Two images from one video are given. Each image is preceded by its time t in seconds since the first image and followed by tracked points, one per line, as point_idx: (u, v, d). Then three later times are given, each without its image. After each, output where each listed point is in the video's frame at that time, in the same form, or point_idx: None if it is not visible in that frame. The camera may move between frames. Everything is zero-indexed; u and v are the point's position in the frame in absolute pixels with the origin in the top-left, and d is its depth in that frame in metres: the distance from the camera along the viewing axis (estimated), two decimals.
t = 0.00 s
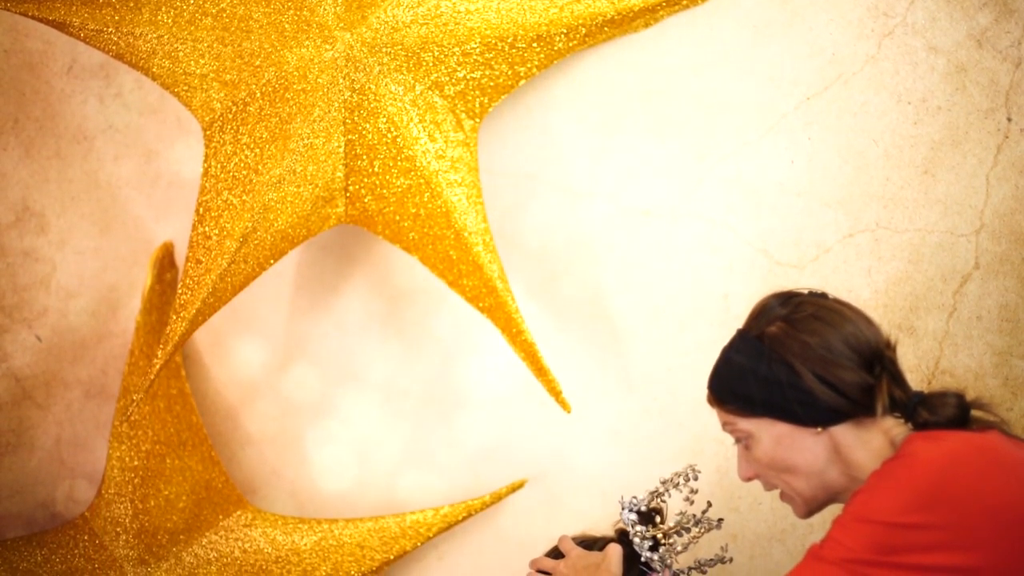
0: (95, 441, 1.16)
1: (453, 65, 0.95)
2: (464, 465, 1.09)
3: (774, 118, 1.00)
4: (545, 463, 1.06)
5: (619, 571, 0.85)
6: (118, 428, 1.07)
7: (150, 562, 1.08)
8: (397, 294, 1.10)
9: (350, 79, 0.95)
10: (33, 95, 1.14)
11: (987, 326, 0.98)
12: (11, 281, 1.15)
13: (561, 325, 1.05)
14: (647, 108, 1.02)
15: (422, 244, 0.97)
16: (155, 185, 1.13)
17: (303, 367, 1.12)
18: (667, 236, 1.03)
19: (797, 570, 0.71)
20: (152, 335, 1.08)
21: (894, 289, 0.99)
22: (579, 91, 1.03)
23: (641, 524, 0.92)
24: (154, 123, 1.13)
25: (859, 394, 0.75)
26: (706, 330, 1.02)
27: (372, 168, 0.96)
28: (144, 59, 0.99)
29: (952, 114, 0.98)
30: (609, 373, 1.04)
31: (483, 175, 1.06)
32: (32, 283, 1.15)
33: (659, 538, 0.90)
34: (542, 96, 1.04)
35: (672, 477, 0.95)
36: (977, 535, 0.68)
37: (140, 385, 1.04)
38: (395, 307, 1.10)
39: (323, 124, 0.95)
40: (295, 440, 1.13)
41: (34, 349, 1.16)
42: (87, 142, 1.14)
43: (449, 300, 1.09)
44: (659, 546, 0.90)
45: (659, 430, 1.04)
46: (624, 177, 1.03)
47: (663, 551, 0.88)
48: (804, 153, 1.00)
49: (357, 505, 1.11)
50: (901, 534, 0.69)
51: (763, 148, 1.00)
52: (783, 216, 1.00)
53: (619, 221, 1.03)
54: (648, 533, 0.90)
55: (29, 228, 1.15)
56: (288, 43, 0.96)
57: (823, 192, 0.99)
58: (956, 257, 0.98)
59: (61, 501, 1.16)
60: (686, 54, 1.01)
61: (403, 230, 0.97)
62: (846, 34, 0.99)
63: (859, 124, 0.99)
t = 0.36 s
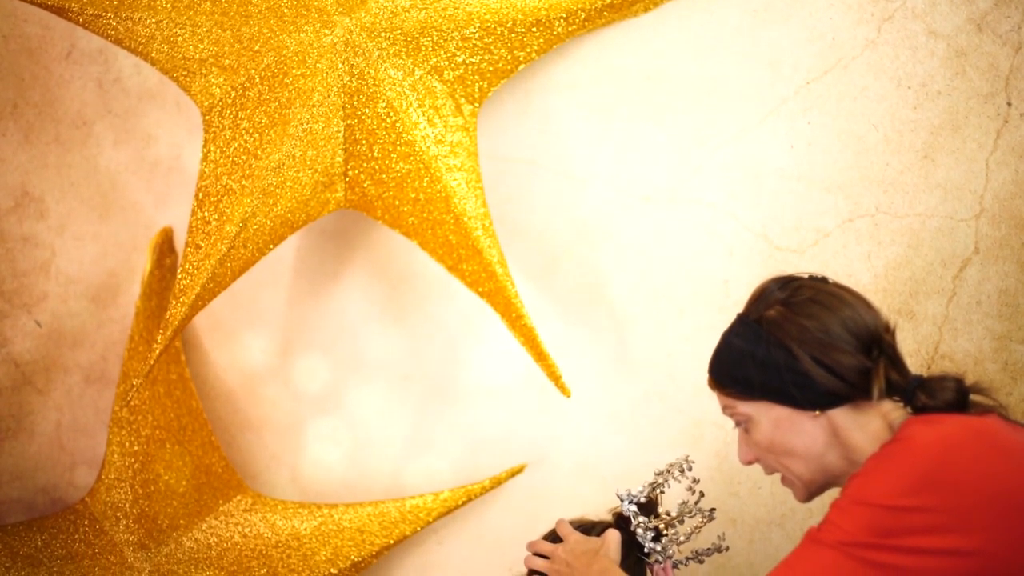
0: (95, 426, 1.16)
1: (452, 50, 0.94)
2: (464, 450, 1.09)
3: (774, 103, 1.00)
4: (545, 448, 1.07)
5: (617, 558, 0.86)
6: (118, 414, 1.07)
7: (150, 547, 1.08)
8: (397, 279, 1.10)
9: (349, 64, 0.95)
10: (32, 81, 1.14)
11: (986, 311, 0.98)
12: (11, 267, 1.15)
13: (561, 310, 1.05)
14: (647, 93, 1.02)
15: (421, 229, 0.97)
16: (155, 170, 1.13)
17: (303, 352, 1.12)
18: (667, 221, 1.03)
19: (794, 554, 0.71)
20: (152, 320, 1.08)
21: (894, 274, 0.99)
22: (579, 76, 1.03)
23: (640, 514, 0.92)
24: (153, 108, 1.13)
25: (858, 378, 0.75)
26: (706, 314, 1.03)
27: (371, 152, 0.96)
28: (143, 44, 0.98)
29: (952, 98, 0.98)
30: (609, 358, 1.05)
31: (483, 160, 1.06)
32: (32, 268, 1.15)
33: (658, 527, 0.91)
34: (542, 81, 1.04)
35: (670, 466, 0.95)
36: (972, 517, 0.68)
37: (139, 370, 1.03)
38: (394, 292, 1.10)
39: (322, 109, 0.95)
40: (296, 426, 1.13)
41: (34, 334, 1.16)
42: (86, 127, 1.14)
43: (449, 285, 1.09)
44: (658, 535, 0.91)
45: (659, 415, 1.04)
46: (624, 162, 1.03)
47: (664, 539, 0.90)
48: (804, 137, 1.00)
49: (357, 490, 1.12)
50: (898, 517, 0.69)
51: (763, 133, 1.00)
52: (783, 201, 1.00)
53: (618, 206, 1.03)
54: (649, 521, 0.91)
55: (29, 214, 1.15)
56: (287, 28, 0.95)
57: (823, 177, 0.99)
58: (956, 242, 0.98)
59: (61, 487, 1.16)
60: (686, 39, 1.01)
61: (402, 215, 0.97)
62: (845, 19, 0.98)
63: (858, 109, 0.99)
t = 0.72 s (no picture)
0: (95, 415, 1.16)
1: (453, 39, 0.94)
2: (464, 439, 1.09)
3: (774, 91, 1.00)
4: (546, 436, 1.07)
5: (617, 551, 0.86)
6: (118, 403, 1.07)
7: (150, 536, 1.08)
8: (398, 267, 1.10)
9: (349, 53, 0.95)
10: (31, 70, 1.14)
11: (986, 300, 0.98)
12: (10, 256, 1.15)
13: (561, 299, 1.05)
14: (647, 81, 1.02)
15: (421, 218, 0.97)
16: (155, 159, 1.14)
17: (304, 341, 1.12)
18: (666, 209, 1.03)
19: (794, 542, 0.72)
20: (153, 310, 1.08)
21: (894, 263, 0.99)
22: (579, 64, 1.03)
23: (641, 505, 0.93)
24: (154, 97, 1.13)
25: (857, 366, 0.75)
26: (706, 303, 1.03)
27: (371, 141, 0.96)
28: (142, 33, 0.98)
29: (952, 87, 0.98)
30: (609, 347, 1.05)
31: (482, 148, 1.06)
32: (32, 257, 1.15)
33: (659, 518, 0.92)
34: (542, 70, 1.04)
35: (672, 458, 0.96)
36: (971, 505, 0.68)
37: (140, 359, 1.03)
38: (395, 280, 1.10)
39: (322, 97, 0.95)
40: (296, 414, 1.13)
41: (34, 323, 1.16)
42: (86, 117, 1.14)
43: (449, 273, 1.09)
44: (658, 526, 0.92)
45: (659, 403, 1.04)
46: (624, 150, 1.03)
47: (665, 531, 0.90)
48: (804, 126, 1.00)
49: (357, 479, 1.12)
50: (896, 505, 0.69)
51: (763, 121, 1.00)
52: (784, 189, 1.00)
53: (618, 194, 1.04)
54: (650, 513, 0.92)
55: (29, 202, 1.15)
56: (286, 17, 0.95)
57: (823, 165, 1.00)
58: (956, 231, 0.98)
59: (61, 476, 1.16)
60: (686, 28, 1.01)
61: (402, 204, 0.97)
62: (845, 7, 0.98)
63: (858, 97, 0.99)
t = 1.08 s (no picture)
0: (95, 395, 1.16)
1: (453, 18, 0.94)
2: (463, 418, 1.10)
3: (774, 71, 1.00)
4: (546, 416, 1.08)
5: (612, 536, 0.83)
6: (118, 383, 1.08)
7: (150, 517, 1.08)
8: (397, 246, 1.10)
9: (349, 32, 0.94)
10: (31, 50, 1.14)
11: (987, 280, 0.98)
12: (10, 236, 1.15)
13: (561, 280, 1.05)
14: (647, 61, 1.02)
15: (421, 197, 0.97)
16: (154, 139, 1.13)
17: (304, 321, 1.13)
18: (666, 189, 1.03)
19: (795, 521, 0.71)
20: (152, 290, 1.08)
21: (895, 243, 0.99)
22: (579, 44, 1.03)
23: (642, 489, 0.92)
24: (153, 76, 1.13)
25: (857, 345, 0.75)
26: (706, 284, 1.03)
27: (371, 121, 0.96)
28: (142, 12, 0.97)
29: (953, 67, 0.97)
30: (609, 328, 1.05)
31: (482, 129, 1.06)
32: (31, 237, 1.15)
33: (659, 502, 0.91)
34: (542, 50, 1.03)
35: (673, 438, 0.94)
36: (972, 486, 0.67)
37: (140, 339, 1.03)
38: (395, 259, 1.10)
39: (322, 77, 0.95)
40: (296, 395, 1.13)
41: (34, 304, 1.16)
42: (85, 96, 1.14)
43: (448, 253, 1.09)
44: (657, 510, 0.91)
45: (658, 384, 1.05)
46: (624, 130, 1.03)
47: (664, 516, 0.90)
48: (804, 106, 0.99)
49: (358, 459, 1.12)
50: (898, 486, 0.68)
51: (763, 101, 1.00)
52: (784, 169, 1.00)
53: (617, 175, 1.03)
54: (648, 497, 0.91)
55: (28, 182, 1.15)
56: None
57: (823, 145, 0.99)
58: (956, 211, 0.98)
59: (61, 457, 1.17)
60: (686, 6, 1.01)
61: (402, 183, 0.97)
62: None
63: (859, 77, 0.99)
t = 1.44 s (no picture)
0: (95, 379, 1.16)
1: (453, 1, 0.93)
2: (463, 400, 1.10)
3: (774, 53, 1.00)
4: (546, 399, 1.08)
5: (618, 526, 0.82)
6: (118, 365, 1.08)
7: (150, 500, 1.08)
8: (396, 229, 1.10)
9: (349, 15, 0.94)
10: (30, 33, 1.13)
11: (987, 264, 0.98)
12: (10, 219, 1.15)
13: (561, 263, 1.06)
14: (647, 43, 1.02)
15: (421, 180, 0.97)
16: (154, 123, 1.13)
17: (304, 304, 1.13)
18: (666, 172, 1.03)
19: (797, 505, 0.71)
20: (152, 273, 1.08)
21: (895, 226, 1.00)
22: (579, 27, 1.03)
23: (641, 477, 0.92)
24: (152, 59, 1.12)
25: (857, 328, 0.75)
26: (707, 267, 1.03)
27: (371, 104, 0.95)
28: None
29: (954, 50, 0.97)
30: (609, 311, 1.05)
31: (483, 112, 1.06)
32: (31, 221, 1.15)
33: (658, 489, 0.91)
34: (542, 33, 1.03)
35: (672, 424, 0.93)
36: (971, 471, 0.68)
37: (140, 322, 1.02)
38: (394, 242, 1.10)
39: (321, 60, 0.94)
40: (297, 378, 1.13)
41: (34, 287, 1.16)
42: (84, 80, 1.13)
43: (448, 236, 1.09)
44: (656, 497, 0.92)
45: (658, 367, 1.05)
46: (624, 113, 1.03)
47: (663, 504, 0.91)
48: (805, 89, 0.99)
49: (358, 442, 1.13)
50: (900, 469, 0.68)
51: (763, 84, 1.00)
52: (784, 152, 1.01)
53: (617, 158, 1.04)
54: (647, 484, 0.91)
55: (28, 166, 1.15)
56: None
57: (823, 128, 1.00)
58: (956, 194, 0.98)
59: (62, 440, 1.17)
60: None
61: (402, 166, 0.97)
62: None
63: (860, 61, 0.98)
